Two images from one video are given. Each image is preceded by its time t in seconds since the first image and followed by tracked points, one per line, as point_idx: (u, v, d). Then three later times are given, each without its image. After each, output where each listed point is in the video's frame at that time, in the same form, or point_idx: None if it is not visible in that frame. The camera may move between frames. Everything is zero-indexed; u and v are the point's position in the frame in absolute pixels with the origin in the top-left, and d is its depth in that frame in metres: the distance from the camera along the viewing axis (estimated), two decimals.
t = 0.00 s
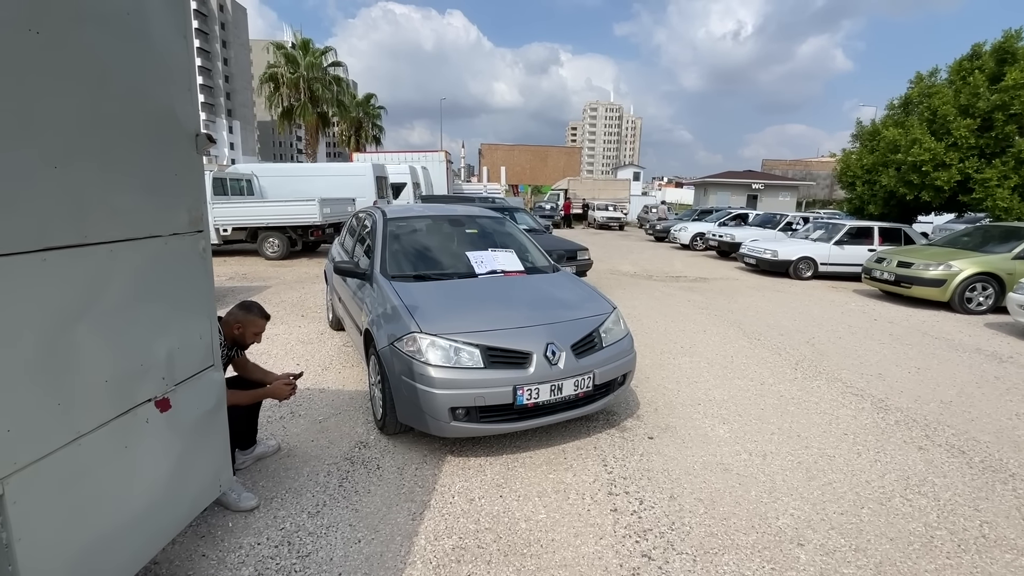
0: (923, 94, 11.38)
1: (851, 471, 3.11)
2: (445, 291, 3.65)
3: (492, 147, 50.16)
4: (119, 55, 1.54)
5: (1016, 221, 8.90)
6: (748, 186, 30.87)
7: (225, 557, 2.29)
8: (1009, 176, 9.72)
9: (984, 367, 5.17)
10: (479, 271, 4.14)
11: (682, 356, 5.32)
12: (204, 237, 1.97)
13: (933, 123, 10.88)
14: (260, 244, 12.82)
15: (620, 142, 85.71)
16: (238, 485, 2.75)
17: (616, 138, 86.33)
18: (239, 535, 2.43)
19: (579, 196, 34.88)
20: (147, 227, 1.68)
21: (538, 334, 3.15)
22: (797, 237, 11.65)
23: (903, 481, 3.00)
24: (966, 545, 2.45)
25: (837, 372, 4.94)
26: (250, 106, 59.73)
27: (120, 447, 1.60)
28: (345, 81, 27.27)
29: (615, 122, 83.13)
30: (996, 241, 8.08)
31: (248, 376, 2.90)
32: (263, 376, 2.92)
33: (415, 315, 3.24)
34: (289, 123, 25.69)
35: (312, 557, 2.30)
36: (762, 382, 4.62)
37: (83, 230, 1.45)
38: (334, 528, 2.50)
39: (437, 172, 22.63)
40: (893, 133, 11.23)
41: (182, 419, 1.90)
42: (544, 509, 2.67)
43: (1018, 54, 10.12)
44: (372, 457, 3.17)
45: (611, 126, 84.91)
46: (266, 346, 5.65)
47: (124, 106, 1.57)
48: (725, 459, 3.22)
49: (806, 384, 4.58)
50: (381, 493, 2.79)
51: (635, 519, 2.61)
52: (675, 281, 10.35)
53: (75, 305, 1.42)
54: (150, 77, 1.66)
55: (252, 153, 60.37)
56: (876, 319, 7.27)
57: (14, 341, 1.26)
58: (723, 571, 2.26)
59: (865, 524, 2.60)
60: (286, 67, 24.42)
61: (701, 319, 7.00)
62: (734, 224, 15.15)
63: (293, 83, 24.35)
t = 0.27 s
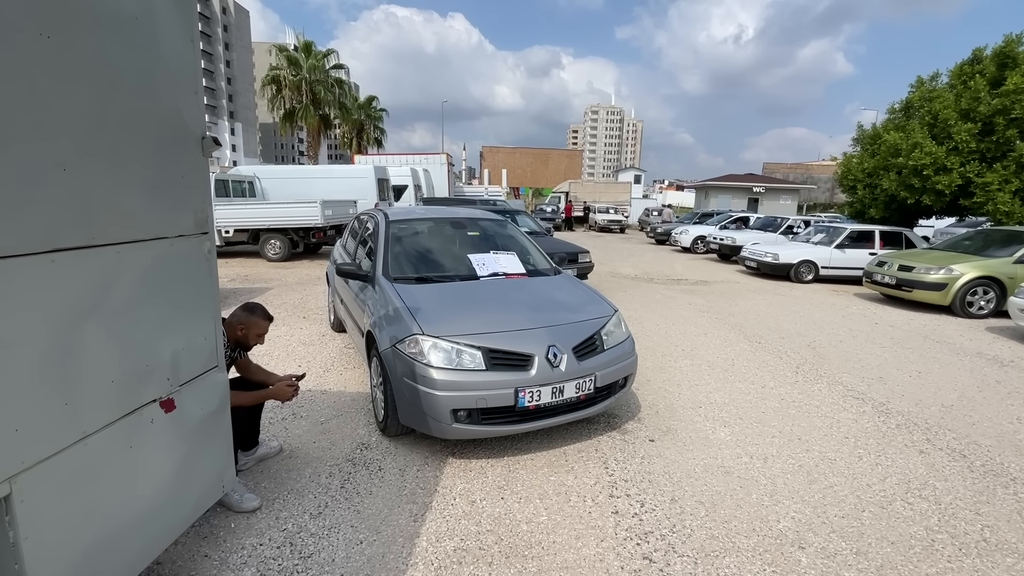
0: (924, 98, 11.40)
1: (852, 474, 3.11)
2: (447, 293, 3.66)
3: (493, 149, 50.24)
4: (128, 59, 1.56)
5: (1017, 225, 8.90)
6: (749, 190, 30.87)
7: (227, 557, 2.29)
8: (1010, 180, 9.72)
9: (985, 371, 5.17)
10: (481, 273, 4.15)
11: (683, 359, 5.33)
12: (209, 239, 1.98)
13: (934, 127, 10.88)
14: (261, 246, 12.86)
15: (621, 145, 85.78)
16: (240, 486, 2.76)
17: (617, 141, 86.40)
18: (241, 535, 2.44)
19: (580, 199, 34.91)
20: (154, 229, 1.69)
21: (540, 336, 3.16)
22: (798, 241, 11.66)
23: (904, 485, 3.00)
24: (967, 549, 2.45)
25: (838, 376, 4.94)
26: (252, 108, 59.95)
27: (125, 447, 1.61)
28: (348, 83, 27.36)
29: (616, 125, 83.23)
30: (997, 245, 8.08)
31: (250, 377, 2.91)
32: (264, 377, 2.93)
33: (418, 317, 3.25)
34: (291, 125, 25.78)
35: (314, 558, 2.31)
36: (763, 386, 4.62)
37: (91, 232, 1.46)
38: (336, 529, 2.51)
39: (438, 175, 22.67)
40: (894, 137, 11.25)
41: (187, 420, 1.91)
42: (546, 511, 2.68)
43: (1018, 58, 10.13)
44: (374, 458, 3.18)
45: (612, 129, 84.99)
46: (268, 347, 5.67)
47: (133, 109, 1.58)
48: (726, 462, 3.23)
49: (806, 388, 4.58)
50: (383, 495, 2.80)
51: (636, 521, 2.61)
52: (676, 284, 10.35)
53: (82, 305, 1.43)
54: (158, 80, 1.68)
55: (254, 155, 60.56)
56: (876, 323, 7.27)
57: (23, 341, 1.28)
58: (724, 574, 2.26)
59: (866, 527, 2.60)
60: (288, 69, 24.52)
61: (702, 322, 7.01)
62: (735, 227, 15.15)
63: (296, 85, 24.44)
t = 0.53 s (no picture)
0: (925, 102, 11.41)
1: (854, 477, 3.11)
2: (448, 295, 3.66)
3: (494, 152, 50.30)
4: (135, 62, 1.57)
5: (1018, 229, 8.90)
6: (749, 193, 30.87)
7: (229, 559, 2.29)
8: (1011, 183, 9.73)
9: (986, 374, 5.17)
10: (483, 275, 4.16)
11: (685, 362, 5.33)
12: (213, 241, 1.99)
13: (935, 130, 10.88)
14: (263, 248, 12.87)
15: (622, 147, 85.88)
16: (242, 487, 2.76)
17: (618, 144, 86.47)
18: (243, 537, 2.44)
19: (580, 201, 34.93)
20: (159, 231, 1.70)
21: (542, 338, 3.16)
22: (799, 243, 11.66)
23: (906, 488, 3.00)
24: (969, 553, 2.45)
25: (839, 379, 4.94)
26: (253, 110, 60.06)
27: (129, 447, 1.61)
28: (349, 85, 27.43)
29: (617, 128, 83.31)
30: (998, 249, 8.08)
31: (252, 379, 2.91)
32: (267, 378, 2.93)
33: (419, 319, 3.26)
34: (292, 127, 25.83)
35: (316, 560, 2.31)
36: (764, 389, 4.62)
37: (97, 234, 1.47)
38: (338, 531, 2.51)
39: (439, 177, 22.71)
40: (895, 140, 11.25)
41: (190, 421, 1.91)
42: (547, 513, 2.68)
43: (1019, 62, 10.13)
44: (375, 460, 3.18)
45: (613, 132, 85.08)
46: (270, 348, 5.67)
47: (139, 112, 1.59)
48: (727, 465, 3.23)
49: (808, 391, 4.58)
50: (384, 497, 2.80)
51: (638, 524, 2.61)
52: (677, 286, 10.36)
53: (87, 306, 1.44)
54: (164, 82, 1.69)
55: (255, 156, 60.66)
56: (877, 326, 7.27)
57: (30, 341, 1.28)
58: None
59: (868, 530, 2.60)
60: (290, 71, 24.58)
61: (703, 325, 7.01)
62: (736, 230, 15.16)
63: (297, 87, 24.49)
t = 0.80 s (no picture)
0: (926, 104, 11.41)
1: (854, 480, 3.11)
2: (449, 296, 3.67)
3: (495, 153, 50.34)
4: (140, 65, 1.58)
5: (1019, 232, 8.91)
6: (750, 194, 30.88)
7: (230, 559, 2.30)
8: (1011, 186, 9.74)
9: (987, 377, 5.17)
10: (484, 276, 4.17)
11: (685, 364, 5.33)
12: (216, 242, 2.01)
13: (936, 133, 10.89)
14: (264, 248, 12.89)
15: (623, 149, 85.94)
16: (244, 487, 2.77)
17: (618, 145, 86.52)
18: (244, 537, 2.44)
19: (581, 203, 34.95)
20: (163, 233, 1.71)
21: (542, 340, 3.17)
22: (800, 246, 11.66)
23: (907, 491, 3.00)
24: (970, 556, 2.45)
25: (840, 381, 4.94)
26: (255, 111, 60.19)
27: (132, 448, 1.62)
28: (350, 87, 27.46)
29: (618, 130, 83.43)
30: (999, 251, 8.08)
31: (254, 380, 2.92)
32: (269, 379, 2.94)
33: (420, 320, 3.26)
34: (294, 128, 25.87)
35: (317, 561, 2.31)
36: (764, 391, 4.62)
37: (101, 235, 1.48)
38: (339, 532, 2.51)
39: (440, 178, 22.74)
40: (895, 143, 11.26)
41: (193, 422, 1.92)
42: (548, 515, 2.68)
43: (1020, 65, 10.13)
44: (376, 461, 3.19)
45: (614, 134, 85.12)
46: (271, 349, 5.68)
47: (143, 113, 1.60)
48: (728, 467, 3.23)
49: (808, 393, 4.58)
50: (385, 498, 2.80)
51: (638, 525, 2.62)
52: (677, 288, 10.36)
53: (89, 307, 1.44)
54: (168, 84, 1.70)
55: (256, 157, 60.75)
56: (878, 328, 7.27)
57: (33, 342, 1.29)
58: None
59: (868, 533, 2.60)
60: (291, 72, 24.60)
61: (704, 327, 7.01)
62: (737, 232, 15.16)
63: (298, 88, 24.51)
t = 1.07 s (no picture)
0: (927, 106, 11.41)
1: (855, 481, 3.11)
2: (451, 297, 3.67)
3: (495, 154, 50.36)
4: (144, 66, 1.59)
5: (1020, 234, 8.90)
6: (751, 196, 30.88)
7: (232, 559, 2.30)
8: (1012, 188, 9.74)
9: (988, 379, 5.17)
10: (485, 277, 4.18)
11: (686, 365, 5.33)
12: (219, 242, 2.01)
13: (937, 134, 10.89)
14: (265, 249, 12.91)
15: (624, 150, 85.93)
16: (245, 487, 2.77)
17: (619, 146, 86.53)
18: (245, 537, 2.45)
19: (582, 204, 34.96)
20: (167, 233, 1.72)
21: (544, 341, 3.17)
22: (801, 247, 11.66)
23: (908, 492, 3.00)
24: (970, 557, 2.45)
25: (841, 382, 4.94)
26: (256, 112, 60.31)
27: (135, 447, 1.63)
28: (352, 87, 27.49)
29: (619, 131, 83.47)
30: (1000, 253, 8.08)
31: (255, 379, 2.92)
32: (270, 379, 2.95)
33: (422, 320, 3.27)
34: (295, 129, 25.90)
35: (318, 561, 2.32)
36: (765, 392, 4.62)
37: (105, 235, 1.49)
38: (340, 532, 2.52)
39: (442, 179, 22.76)
40: (896, 144, 11.26)
41: (195, 422, 1.93)
42: (549, 516, 2.68)
43: (1021, 66, 10.13)
44: (377, 461, 3.19)
45: (615, 135, 85.14)
46: (272, 349, 5.69)
47: (148, 114, 1.61)
48: (729, 468, 3.23)
49: (809, 395, 4.58)
50: (386, 498, 2.81)
51: (639, 526, 2.62)
52: (678, 289, 10.36)
53: (93, 306, 1.45)
54: (172, 85, 1.71)
55: (257, 157, 60.83)
56: (879, 330, 7.27)
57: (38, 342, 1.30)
58: None
59: (869, 534, 2.60)
60: (293, 73, 24.64)
61: (704, 328, 7.02)
62: (738, 233, 15.16)
63: (300, 89, 24.55)
